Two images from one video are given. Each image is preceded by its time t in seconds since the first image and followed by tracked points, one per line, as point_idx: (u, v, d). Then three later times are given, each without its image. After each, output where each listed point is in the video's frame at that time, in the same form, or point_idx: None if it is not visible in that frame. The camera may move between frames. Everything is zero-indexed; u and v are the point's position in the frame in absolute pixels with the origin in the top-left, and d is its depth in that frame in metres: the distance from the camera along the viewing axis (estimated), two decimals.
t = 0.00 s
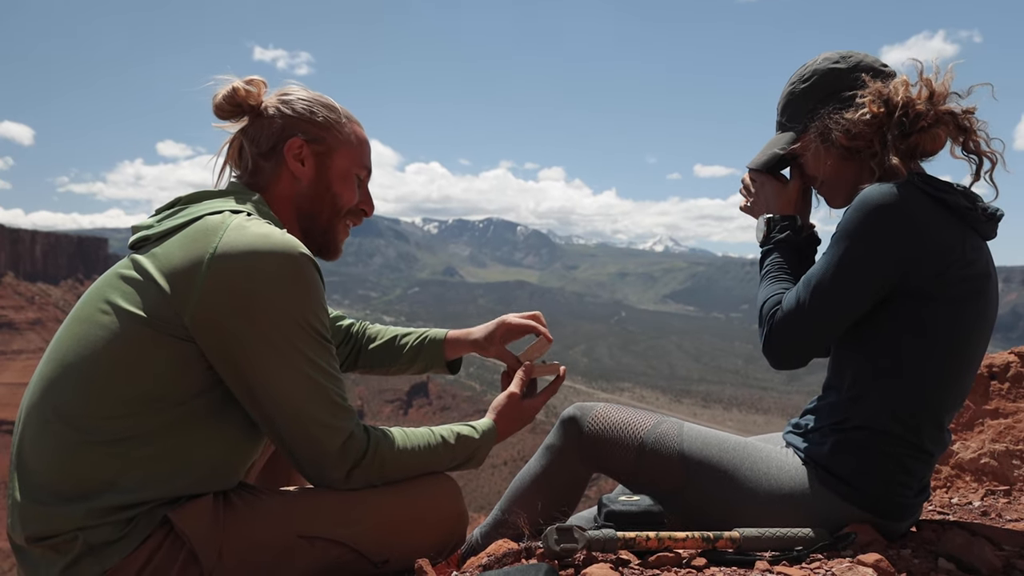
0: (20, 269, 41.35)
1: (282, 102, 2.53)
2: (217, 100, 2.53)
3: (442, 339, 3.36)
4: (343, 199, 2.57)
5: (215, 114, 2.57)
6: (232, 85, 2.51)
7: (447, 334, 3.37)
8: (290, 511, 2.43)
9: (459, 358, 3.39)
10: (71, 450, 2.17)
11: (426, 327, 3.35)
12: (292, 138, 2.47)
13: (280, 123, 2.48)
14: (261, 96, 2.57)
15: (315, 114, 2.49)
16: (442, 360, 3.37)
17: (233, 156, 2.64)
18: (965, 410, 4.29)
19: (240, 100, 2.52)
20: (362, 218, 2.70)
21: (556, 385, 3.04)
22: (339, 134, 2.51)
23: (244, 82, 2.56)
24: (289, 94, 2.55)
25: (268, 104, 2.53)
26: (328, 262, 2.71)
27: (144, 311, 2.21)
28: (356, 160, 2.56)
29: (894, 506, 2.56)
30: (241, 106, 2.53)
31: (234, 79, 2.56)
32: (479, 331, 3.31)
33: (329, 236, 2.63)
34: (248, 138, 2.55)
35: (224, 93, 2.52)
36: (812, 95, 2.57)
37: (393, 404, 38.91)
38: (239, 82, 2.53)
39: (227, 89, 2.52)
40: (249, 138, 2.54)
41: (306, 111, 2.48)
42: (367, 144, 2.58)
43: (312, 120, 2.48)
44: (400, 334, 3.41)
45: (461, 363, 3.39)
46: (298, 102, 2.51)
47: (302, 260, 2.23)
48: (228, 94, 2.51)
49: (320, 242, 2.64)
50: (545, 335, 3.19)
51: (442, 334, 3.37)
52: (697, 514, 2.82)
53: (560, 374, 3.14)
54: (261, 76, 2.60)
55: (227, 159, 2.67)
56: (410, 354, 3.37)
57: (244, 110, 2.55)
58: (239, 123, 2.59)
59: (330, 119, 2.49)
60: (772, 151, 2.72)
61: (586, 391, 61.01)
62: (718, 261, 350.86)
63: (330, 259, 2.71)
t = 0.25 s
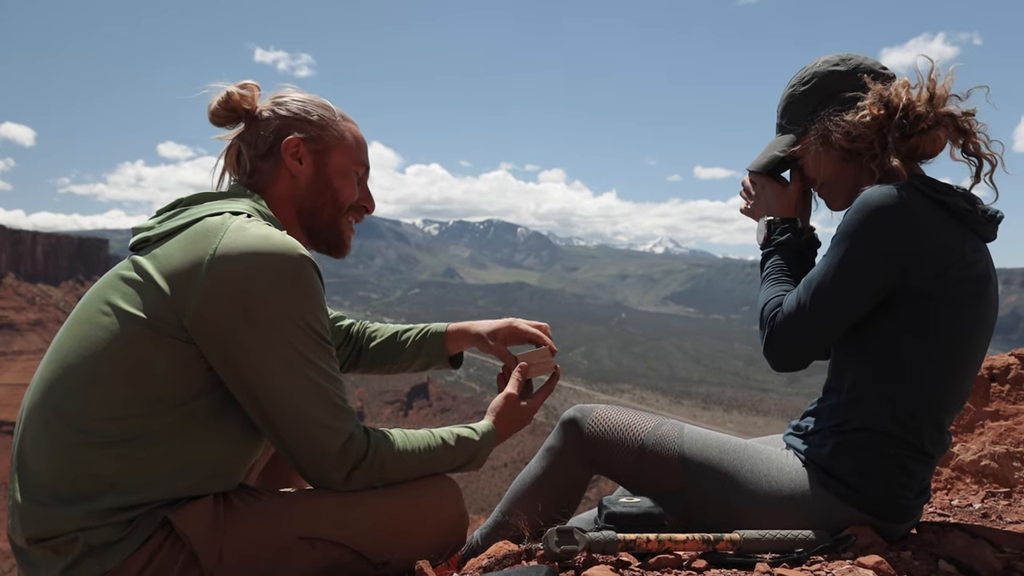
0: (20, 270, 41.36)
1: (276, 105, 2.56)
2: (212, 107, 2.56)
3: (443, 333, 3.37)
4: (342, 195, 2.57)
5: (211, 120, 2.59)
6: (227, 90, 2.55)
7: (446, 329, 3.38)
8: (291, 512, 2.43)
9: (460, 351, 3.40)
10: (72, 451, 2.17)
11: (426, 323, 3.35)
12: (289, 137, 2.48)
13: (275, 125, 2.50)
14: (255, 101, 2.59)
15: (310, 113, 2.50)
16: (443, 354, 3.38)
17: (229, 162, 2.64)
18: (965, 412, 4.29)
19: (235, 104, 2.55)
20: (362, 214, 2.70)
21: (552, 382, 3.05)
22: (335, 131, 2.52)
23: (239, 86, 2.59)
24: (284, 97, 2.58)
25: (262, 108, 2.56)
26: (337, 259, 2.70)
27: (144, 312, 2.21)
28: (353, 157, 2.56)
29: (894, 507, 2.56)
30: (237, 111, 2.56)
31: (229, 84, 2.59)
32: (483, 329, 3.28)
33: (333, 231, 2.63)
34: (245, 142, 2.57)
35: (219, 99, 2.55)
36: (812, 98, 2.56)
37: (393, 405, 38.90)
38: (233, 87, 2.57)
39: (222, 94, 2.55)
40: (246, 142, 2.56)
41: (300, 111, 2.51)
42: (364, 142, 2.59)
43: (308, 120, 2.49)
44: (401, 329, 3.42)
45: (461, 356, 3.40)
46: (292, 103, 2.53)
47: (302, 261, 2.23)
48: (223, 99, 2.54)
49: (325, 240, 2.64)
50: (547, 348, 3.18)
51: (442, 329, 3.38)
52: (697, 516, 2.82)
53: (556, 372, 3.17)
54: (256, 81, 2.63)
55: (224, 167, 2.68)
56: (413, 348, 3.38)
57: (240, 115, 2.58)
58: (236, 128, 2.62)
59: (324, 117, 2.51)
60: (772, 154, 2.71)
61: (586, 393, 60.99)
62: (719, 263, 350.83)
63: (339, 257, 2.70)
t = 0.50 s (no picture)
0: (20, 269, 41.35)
1: (274, 107, 2.56)
2: (210, 111, 2.57)
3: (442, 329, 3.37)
4: (345, 192, 2.57)
5: (208, 123, 2.59)
6: (224, 94, 2.54)
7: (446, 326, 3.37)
8: (291, 512, 2.43)
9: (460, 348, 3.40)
10: (72, 450, 2.17)
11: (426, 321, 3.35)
12: (290, 136, 2.48)
13: (275, 126, 2.51)
14: (252, 104, 2.60)
15: (309, 113, 2.51)
16: (443, 351, 3.37)
17: (229, 165, 2.63)
18: (965, 415, 4.29)
19: (233, 107, 2.55)
20: (363, 212, 2.70)
21: (551, 385, 3.04)
22: (335, 131, 2.53)
23: (236, 90, 2.59)
24: (282, 98, 2.58)
25: (259, 112, 2.57)
26: (334, 259, 2.69)
27: (144, 311, 2.21)
28: (354, 156, 2.57)
29: (894, 511, 2.56)
30: (236, 114, 2.56)
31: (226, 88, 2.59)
32: (483, 325, 3.30)
33: (334, 231, 2.63)
34: (245, 145, 2.57)
35: (216, 104, 2.55)
36: (813, 99, 2.57)
37: (392, 406, 38.88)
38: (231, 90, 2.57)
39: (219, 98, 2.55)
40: (246, 144, 2.56)
41: (300, 111, 2.51)
42: (363, 140, 2.60)
43: (307, 119, 2.50)
44: (401, 328, 3.41)
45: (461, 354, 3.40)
46: (290, 105, 2.54)
47: (303, 260, 2.23)
48: (221, 103, 2.54)
49: (327, 240, 2.64)
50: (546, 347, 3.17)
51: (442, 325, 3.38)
52: (696, 517, 2.82)
53: (553, 373, 3.16)
54: (253, 84, 2.64)
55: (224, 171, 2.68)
56: (413, 346, 3.38)
57: (238, 119, 2.58)
58: (235, 131, 2.62)
59: (324, 117, 2.52)
60: (773, 156, 2.72)
61: (586, 395, 60.98)
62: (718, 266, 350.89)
63: (337, 256, 2.70)
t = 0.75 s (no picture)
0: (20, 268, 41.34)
1: (273, 108, 2.57)
2: (209, 112, 2.57)
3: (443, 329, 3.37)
4: (346, 192, 2.57)
5: (207, 124, 2.58)
6: (224, 95, 2.54)
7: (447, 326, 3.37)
8: (291, 512, 2.43)
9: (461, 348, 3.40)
10: (72, 450, 2.17)
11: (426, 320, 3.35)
12: (291, 136, 2.48)
13: (275, 126, 2.51)
14: (252, 104, 2.60)
15: (309, 113, 2.51)
16: (444, 352, 3.38)
17: (229, 166, 2.63)
18: (965, 415, 4.29)
19: (232, 108, 2.55)
20: (364, 211, 2.70)
21: (550, 385, 3.04)
22: (336, 130, 2.53)
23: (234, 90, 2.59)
24: (281, 99, 2.58)
25: (259, 112, 2.57)
26: (343, 254, 2.71)
27: (145, 310, 2.21)
28: (354, 154, 2.57)
29: (894, 511, 2.56)
30: (235, 115, 2.56)
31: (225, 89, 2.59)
32: (484, 326, 3.30)
33: (340, 227, 2.64)
34: (245, 145, 2.56)
35: (216, 104, 2.55)
36: (818, 93, 2.55)
37: (392, 406, 38.87)
38: (230, 91, 2.57)
39: (219, 99, 2.55)
40: (245, 144, 2.56)
41: (299, 111, 2.51)
42: (364, 140, 2.60)
43: (307, 119, 2.50)
44: (401, 328, 3.41)
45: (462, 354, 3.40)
46: (290, 105, 2.54)
47: (303, 260, 2.23)
48: (220, 104, 2.54)
49: (334, 236, 2.65)
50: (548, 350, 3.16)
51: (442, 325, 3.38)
52: (696, 517, 2.82)
53: (553, 375, 3.15)
54: (252, 84, 2.63)
55: (224, 172, 2.68)
56: (414, 346, 3.38)
57: (237, 119, 2.58)
58: (234, 132, 2.62)
59: (323, 116, 2.52)
60: (775, 146, 2.68)
61: (585, 395, 60.98)
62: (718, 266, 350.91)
63: (346, 252, 2.71)
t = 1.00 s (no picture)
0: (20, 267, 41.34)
1: (269, 106, 2.56)
2: (205, 112, 2.56)
3: (443, 330, 3.37)
4: (345, 188, 2.58)
5: (204, 124, 2.59)
6: (221, 94, 2.54)
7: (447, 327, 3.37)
8: (291, 511, 2.43)
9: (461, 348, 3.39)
10: (72, 449, 2.17)
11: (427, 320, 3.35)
12: (288, 134, 2.48)
13: (272, 124, 2.51)
14: (248, 103, 2.59)
15: (305, 111, 2.51)
16: (444, 352, 3.38)
17: (227, 165, 2.63)
18: (965, 415, 4.29)
19: (228, 107, 2.55)
20: (364, 208, 2.70)
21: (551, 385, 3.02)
22: (333, 127, 2.53)
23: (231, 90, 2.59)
24: (277, 97, 2.58)
25: (255, 111, 2.56)
26: (344, 248, 2.72)
27: (145, 310, 2.21)
28: (351, 151, 2.57)
29: (893, 510, 2.57)
30: (231, 114, 2.56)
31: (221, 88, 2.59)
32: (484, 326, 3.30)
33: (340, 222, 2.63)
34: (242, 143, 2.57)
35: (211, 104, 2.55)
36: (844, 75, 2.51)
37: (392, 405, 38.88)
38: (225, 90, 2.57)
39: (216, 98, 2.55)
40: (242, 143, 2.56)
41: (296, 109, 2.52)
42: (361, 137, 2.60)
43: (304, 116, 2.50)
44: (401, 328, 3.41)
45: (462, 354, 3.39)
46: (286, 103, 2.54)
47: (303, 259, 2.23)
48: (216, 104, 2.54)
49: (336, 230, 2.65)
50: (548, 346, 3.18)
51: (443, 326, 3.38)
52: (695, 516, 2.82)
53: (554, 372, 3.14)
54: (248, 83, 2.63)
55: (222, 171, 2.67)
56: (414, 347, 3.38)
57: (233, 119, 2.58)
58: (230, 132, 2.62)
59: (320, 114, 2.52)
60: (786, 113, 2.66)
61: (585, 394, 60.98)
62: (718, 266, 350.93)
63: (346, 247, 2.72)
